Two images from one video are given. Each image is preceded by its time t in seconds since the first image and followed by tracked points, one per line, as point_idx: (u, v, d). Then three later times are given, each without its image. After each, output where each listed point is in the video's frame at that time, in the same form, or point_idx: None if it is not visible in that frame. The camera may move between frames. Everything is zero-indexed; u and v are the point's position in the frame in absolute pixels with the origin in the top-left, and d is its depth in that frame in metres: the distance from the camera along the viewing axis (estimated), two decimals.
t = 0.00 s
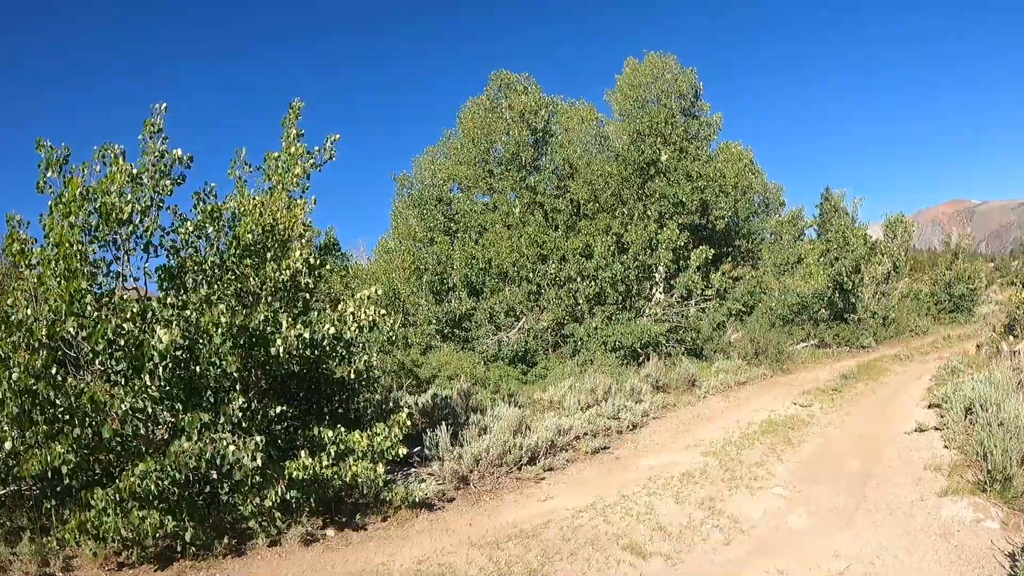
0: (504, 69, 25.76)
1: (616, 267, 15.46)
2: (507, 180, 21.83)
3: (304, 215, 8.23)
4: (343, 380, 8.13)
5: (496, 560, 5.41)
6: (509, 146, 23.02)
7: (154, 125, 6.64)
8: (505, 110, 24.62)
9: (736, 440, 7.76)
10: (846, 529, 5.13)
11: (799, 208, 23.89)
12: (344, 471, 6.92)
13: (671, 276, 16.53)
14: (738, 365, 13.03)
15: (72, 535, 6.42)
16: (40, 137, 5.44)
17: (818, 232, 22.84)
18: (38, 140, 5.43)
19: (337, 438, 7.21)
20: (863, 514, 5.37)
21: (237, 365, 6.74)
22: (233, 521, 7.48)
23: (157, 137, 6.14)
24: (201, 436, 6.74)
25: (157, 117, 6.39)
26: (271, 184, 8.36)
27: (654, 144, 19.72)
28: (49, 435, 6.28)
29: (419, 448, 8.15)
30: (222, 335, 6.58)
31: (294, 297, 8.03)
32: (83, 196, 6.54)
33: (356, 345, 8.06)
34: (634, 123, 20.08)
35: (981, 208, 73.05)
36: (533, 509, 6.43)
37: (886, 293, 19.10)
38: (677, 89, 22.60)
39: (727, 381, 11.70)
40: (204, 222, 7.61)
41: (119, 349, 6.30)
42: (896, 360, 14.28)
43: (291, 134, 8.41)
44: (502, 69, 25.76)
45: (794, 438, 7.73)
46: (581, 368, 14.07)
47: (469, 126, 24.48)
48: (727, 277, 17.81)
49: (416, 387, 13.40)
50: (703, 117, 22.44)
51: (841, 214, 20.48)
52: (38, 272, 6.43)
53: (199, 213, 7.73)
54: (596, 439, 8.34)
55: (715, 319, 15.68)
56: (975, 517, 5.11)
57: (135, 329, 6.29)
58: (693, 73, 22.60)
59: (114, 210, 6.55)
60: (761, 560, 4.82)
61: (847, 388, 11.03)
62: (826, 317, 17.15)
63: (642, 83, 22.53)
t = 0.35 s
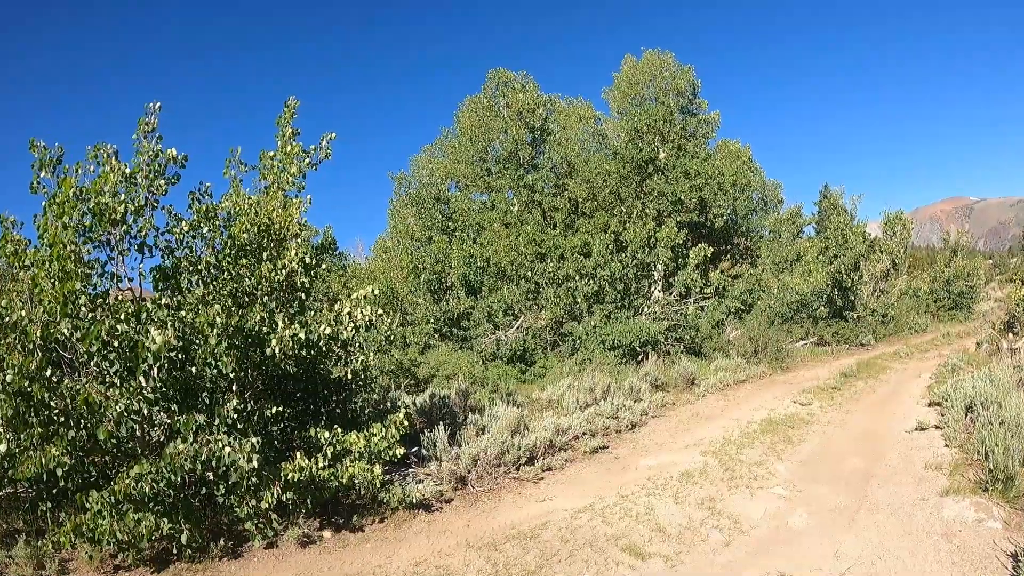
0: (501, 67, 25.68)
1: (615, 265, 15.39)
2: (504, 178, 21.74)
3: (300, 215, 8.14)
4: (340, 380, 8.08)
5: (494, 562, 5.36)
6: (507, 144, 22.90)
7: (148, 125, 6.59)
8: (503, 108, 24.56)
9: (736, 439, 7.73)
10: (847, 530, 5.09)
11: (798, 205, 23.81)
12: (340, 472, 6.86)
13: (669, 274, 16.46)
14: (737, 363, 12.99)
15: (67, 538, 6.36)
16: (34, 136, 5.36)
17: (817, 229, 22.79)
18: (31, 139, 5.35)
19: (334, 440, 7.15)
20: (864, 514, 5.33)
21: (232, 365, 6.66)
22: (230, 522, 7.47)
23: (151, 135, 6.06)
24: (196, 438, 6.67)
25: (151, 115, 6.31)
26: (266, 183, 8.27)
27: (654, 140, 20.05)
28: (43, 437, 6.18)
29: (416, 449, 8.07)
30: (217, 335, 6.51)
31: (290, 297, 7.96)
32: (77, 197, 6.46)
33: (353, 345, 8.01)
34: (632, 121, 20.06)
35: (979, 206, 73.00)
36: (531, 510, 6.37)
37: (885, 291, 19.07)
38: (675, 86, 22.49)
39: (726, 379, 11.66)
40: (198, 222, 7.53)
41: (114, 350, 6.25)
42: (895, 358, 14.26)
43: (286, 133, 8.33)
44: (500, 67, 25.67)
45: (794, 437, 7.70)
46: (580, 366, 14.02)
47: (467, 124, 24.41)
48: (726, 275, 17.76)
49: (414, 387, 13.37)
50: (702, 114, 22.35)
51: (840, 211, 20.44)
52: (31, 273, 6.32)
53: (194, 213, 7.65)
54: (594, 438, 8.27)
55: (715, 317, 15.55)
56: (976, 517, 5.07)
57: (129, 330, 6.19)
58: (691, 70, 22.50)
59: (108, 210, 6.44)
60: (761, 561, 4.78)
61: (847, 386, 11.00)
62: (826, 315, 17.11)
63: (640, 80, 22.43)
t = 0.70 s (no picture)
0: (498, 65, 25.55)
1: (612, 263, 15.32)
2: (501, 177, 21.65)
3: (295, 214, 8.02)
4: (335, 381, 7.98)
5: (491, 564, 5.29)
6: (504, 142, 22.82)
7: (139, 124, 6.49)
8: (500, 106, 24.46)
9: (735, 438, 7.66)
10: (848, 531, 5.03)
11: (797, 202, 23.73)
12: (335, 475, 6.75)
13: (667, 272, 16.40)
14: (736, 361, 12.94)
15: (60, 543, 6.27)
16: (24, 138, 5.27)
17: (815, 226, 22.72)
18: (21, 141, 5.25)
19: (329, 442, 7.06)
20: (865, 515, 5.27)
21: (226, 367, 6.58)
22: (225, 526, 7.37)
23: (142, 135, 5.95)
24: (190, 440, 6.58)
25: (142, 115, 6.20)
26: (260, 183, 8.16)
27: (650, 137, 19.80)
28: (37, 441, 6.10)
29: (413, 450, 7.98)
30: (210, 337, 6.42)
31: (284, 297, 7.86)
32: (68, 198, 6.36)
33: (348, 346, 7.91)
34: (629, 118, 19.99)
35: (977, 202, 73.09)
36: (529, 511, 6.30)
37: (884, 287, 19.05)
38: (671, 83, 22.39)
39: (725, 377, 11.61)
40: (191, 222, 7.43)
41: (105, 353, 6.15)
42: (894, 355, 14.22)
43: (280, 132, 8.23)
44: (496, 65, 25.54)
45: (794, 435, 7.65)
46: (578, 365, 13.97)
47: (464, 122, 24.32)
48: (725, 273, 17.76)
49: (411, 387, 13.34)
50: (699, 111, 22.25)
51: (838, 208, 20.41)
52: (22, 275, 6.21)
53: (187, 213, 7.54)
54: (593, 438, 8.19)
55: (713, 314, 15.45)
56: (979, 517, 5.01)
57: (121, 333, 6.10)
58: (688, 67, 22.41)
59: (98, 211, 6.34)
60: (761, 563, 4.72)
61: (846, 384, 10.99)
62: (824, 312, 17.06)
63: (637, 77, 22.33)
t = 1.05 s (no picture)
0: (491, 62, 25.37)
1: (608, 261, 15.17)
2: (496, 175, 21.51)
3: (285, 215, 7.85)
4: (327, 384, 7.87)
5: (486, 570, 5.18)
6: (498, 140, 22.65)
7: (124, 125, 6.32)
8: (494, 104, 24.30)
9: (734, 437, 7.57)
10: (850, 532, 4.94)
11: (793, 197, 23.47)
12: (327, 480, 6.61)
13: (663, 269, 16.27)
14: (733, 358, 12.86)
15: (49, 552, 6.09)
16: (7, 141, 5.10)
17: (811, 221, 22.65)
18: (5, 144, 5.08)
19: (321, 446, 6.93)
20: (867, 515, 5.17)
21: (214, 371, 6.44)
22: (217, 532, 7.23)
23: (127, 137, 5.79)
24: (178, 447, 6.45)
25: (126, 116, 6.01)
26: (249, 184, 8.01)
27: (645, 134, 19.46)
28: (25, 448, 5.96)
29: (407, 452, 7.86)
30: (198, 341, 6.28)
31: (274, 300, 7.72)
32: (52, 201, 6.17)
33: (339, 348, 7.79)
34: (624, 115, 19.90)
35: (972, 195, 73.21)
36: (525, 514, 6.19)
37: (881, 282, 19.01)
38: (666, 79, 22.22)
39: (722, 374, 11.52)
40: (179, 224, 7.26)
41: (92, 358, 6.00)
42: (892, 350, 14.15)
43: (268, 132, 8.08)
44: (490, 62, 25.37)
45: (793, 434, 7.58)
46: (574, 364, 13.88)
47: (458, 120, 24.17)
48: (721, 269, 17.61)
49: (407, 387, 13.27)
50: (694, 107, 22.10)
51: (835, 203, 20.35)
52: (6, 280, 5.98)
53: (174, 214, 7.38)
54: (590, 438, 8.08)
55: (710, 311, 15.35)
56: (983, 517, 4.92)
57: (108, 337, 5.94)
58: (682, 62, 22.27)
59: (84, 214, 6.14)
60: (762, 567, 4.62)
61: (845, 380, 10.93)
62: (821, 307, 17.00)
63: (632, 73, 22.16)
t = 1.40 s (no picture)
0: (483, 59, 25.14)
1: (602, 258, 14.96)
2: (488, 172, 21.30)
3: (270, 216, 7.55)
4: (314, 388, 7.70)
5: None
6: (489, 137, 22.40)
7: (103, 126, 6.13)
8: (485, 101, 24.08)
9: (731, 437, 7.43)
10: (853, 537, 4.80)
11: (788, 192, 23.30)
12: (314, 487, 6.38)
13: (658, 265, 16.12)
14: (730, 355, 12.72)
15: (31, 565, 5.71)
16: None
17: (806, 216, 22.53)
18: None
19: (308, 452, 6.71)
20: (870, 519, 5.04)
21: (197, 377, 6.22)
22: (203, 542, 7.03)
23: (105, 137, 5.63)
24: (161, 455, 6.26)
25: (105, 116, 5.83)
26: (232, 184, 7.70)
27: (639, 129, 19.61)
28: (7, 458, 5.70)
29: (398, 457, 7.67)
30: (179, 347, 6.06)
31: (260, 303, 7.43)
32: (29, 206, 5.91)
33: (325, 351, 7.60)
34: (616, 110, 19.75)
35: (966, 188, 73.40)
36: (518, 520, 6.02)
37: (876, 276, 18.92)
38: (659, 74, 22.00)
39: (719, 372, 11.38)
40: (160, 226, 7.04)
41: (72, 366, 5.78)
42: (890, 345, 14.04)
43: (252, 130, 7.79)
44: (481, 59, 25.13)
45: (792, 433, 7.48)
46: (569, 362, 13.73)
47: (450, 117, 23.94)
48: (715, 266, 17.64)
49: (399, 389, 13.14)
50: (687, 102, 21.91)
51: (830, 197, 20.25)
52: None
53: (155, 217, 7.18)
54: (584, 439, 7.91)
55: (705, 307, 15.22)
56: (989, 520, 4.80)
57: (87, 344, 5.70)
58: (675, 57, 22.08)
59: (62, 218, 5.88)
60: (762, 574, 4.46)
61: (843, 376, 10.83)
62: (818, 302, 16.90)
63: (624, 68, 21.94)
